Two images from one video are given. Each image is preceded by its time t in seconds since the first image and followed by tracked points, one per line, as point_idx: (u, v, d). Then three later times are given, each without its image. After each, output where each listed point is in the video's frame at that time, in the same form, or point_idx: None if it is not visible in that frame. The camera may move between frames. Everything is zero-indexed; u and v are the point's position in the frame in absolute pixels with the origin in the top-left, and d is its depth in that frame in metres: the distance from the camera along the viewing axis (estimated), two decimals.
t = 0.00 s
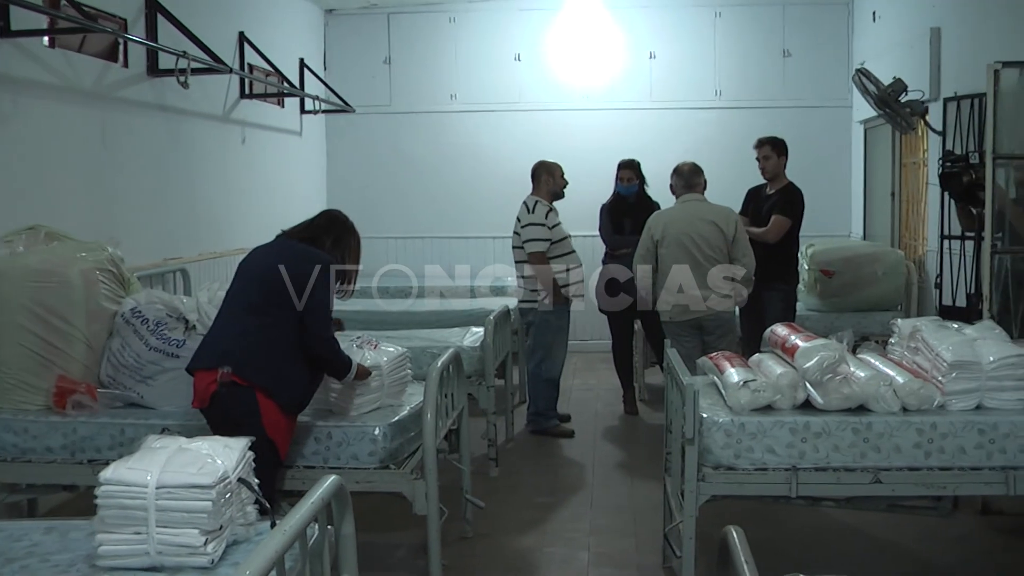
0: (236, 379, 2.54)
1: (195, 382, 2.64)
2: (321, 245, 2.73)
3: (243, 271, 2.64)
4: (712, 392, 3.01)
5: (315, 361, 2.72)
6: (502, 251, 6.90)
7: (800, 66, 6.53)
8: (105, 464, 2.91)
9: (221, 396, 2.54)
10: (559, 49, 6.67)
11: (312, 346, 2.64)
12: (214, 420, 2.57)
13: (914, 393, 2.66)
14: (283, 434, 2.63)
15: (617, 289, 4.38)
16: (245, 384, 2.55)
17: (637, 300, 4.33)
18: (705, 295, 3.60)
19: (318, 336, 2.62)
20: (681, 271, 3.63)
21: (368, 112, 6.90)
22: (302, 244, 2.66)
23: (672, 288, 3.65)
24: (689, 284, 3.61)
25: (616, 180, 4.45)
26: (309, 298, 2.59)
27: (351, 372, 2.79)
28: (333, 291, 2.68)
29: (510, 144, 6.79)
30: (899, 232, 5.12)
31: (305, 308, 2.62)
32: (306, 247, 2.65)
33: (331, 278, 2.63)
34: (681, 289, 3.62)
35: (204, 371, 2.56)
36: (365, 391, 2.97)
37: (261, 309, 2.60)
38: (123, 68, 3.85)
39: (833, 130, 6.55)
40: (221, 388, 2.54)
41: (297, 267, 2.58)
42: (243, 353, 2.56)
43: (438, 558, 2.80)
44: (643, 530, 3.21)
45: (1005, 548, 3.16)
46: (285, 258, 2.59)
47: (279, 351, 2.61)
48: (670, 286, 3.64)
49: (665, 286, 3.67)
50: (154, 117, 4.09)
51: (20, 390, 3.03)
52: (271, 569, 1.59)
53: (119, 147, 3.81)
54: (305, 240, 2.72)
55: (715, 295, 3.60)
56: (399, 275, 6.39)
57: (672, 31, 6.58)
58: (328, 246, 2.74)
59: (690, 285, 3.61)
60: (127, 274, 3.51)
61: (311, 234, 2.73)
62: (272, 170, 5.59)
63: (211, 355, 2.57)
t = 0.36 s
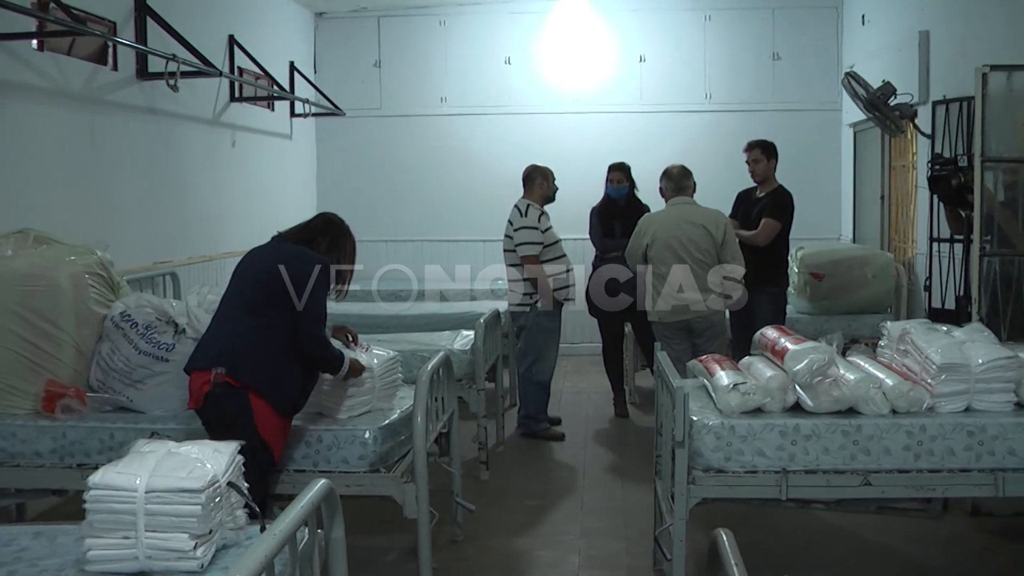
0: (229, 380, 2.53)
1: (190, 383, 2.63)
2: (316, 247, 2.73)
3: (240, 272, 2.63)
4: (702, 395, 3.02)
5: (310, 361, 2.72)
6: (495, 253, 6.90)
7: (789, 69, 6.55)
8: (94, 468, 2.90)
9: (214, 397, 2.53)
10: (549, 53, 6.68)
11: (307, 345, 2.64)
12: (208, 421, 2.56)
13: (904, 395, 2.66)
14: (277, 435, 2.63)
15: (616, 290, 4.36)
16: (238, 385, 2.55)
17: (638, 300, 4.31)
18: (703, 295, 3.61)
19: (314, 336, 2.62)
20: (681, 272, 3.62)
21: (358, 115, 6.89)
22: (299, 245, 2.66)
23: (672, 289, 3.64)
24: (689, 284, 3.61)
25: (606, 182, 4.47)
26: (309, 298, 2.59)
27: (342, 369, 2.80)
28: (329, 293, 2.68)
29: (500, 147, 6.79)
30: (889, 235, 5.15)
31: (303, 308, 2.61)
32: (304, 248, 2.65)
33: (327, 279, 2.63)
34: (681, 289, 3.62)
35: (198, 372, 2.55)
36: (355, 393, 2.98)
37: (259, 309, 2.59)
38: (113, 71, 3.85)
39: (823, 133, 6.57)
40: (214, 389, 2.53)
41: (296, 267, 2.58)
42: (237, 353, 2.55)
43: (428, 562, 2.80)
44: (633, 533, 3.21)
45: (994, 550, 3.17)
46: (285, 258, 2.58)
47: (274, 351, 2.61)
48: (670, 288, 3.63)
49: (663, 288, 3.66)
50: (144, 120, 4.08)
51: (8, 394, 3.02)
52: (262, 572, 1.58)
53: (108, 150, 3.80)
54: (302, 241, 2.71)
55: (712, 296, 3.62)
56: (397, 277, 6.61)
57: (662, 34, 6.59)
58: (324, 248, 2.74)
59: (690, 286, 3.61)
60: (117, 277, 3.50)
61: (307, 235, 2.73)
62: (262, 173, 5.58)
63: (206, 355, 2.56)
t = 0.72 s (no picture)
0: (222, 380, 2.53)
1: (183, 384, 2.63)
2: (310, 247, 2.72)
3: (233, 272, 2.63)
4: (694, 396, 3.02)
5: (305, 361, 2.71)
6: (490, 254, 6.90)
7: (781, 70, 6.56)
8: (85, 470, 2.90)
9: (206, 397, 2.53)
10: (541, 54, 6.68)
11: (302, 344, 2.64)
12: (200, 421, 2.56)
13: (895, 395, 2.66)
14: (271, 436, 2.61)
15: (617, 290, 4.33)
16: (230, 385, 2.54)
17: (637, 300, 4.28)
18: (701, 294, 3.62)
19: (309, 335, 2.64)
20: (680, 270, 3.63)
21: (351, 117, 6.89)
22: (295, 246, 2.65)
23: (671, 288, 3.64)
24: (688, 283, 3.62)
25: (600, 178, 4.45)
26: (308, 299, 2.59)
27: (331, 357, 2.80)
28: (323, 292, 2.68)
29: (493, 148, 6.79)
30: (881, 236, 5.16)
31: (302, 307, 2.61)
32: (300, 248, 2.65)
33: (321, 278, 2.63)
34: (680, 288, 3.62)
35: (191, 372, 2.56)
36: (346, 394, 2.96)
37: (254, 309, 2.59)
38: (105, 72, 3.84)
39: (815, 134, 6.58)
40: (206, 389, 2.53)
41: (292, 267, 2.58)
42: (231, 354, 2.55)
43: (419, 563, 2.80)
44: (625, 534, 3.21)
45: (986, 549, 3.18)
46: (284, 258, 2.58)
47: (268, 351, 2.60)
48: (670, 286, 3.63)
49: (661, 286, 3.65)
50: (136, 120, 4.07)
51: None
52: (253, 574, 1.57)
53: (100, 150, 3.80)
54: (295, 241, 2.71)
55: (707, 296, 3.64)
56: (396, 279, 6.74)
57: (654, 35, 6.60)
58: (318, 247, 2.73)
59: (689, 284, 3.62)
60: (108, 278, 3.50)
61: (300, 235, 2.73)
62: (254, 174, 5.57)
63: (200, 355, 2.57)
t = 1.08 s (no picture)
0: (210, 389, 2.53)
1: (170, 390, 2.63)
2: (297, 249, 2.71)
3: (219, 277, 2.62)
4: (684, 400, 3.01)
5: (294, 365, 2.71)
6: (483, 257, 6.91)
7: (771, 74, 6.57)
8: (74, 476, 2.89)
9: (194, 404, 2.53)
10: (532, 58, 6.68)
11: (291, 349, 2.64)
12: (188, 429, 2.55)
13: (885, 398, 2.66)
14: (260, 442, 2.62)
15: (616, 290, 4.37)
16: (218, 392, 2.54)
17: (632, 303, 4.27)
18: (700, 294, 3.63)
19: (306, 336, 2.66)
20: (679, 271, 3.63)
21: (342, 121, 6.88)
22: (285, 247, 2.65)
23: (670, 289, 3.64)
24: (687, 284, 3.62)
25: (591, 182, 4.49)
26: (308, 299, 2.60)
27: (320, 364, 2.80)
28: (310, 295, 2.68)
29: (485, 152, 6.79)
30: (871, 239, 5.18)
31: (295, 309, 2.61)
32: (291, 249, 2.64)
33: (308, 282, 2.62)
34: (680, 289, 3.62)
35: (178, 379, 2.56)
36: (337, 399, 2.95)
37: (241, 315, 2.58)
38: (94, 76, 3.83)
39: (805, 137, 6.60)
40: (194, 397, 2.52)
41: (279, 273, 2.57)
42: (220, 360, 2.55)
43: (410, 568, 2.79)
44: (616, 538, 3.21)
45: (977, 551, 3.19)
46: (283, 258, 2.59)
47: (257, 357, 2.59)
48: (669, 287, 3.63)
49: (660, 288, 3.64)
50: (125, 124, 4.06)
51: None
52: None
53: (89, 155, 3.79)
54: (280, 244, 2.70)
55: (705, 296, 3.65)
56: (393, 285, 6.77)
57: (644, 39, 6.61)
58: (304, 249, 2.72)
59: (689, 285, 3.62)
60: (97, 283, 3.49)
61: (287, 237, 2.71)
62: (244, 179, 5.56)
63: (186, 362, 2.56)
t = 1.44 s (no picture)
0: (192, 393, 2.51)
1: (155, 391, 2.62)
2: (283, 250, 2.70)
3: (204, 280, 2.61)
4: (674, 401, 3.01)
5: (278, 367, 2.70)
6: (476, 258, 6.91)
7: (760, 76, 6.59)
8: (62, 479, 2.87)
9: (177, 408, 2.52)
10: (521, 60, 6.69)
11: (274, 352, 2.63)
12: (172, 432, 2.55)
13: (874, 399, 2.66)
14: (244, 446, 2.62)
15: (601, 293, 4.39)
16: (201, 397, 2.53)
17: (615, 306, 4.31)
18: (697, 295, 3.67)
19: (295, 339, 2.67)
20: (681, 271, 3.64)
21: (331, 122, 6.88)
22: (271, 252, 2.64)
23: (671, 289, 3.64)
24: (688, 284, 3.64)
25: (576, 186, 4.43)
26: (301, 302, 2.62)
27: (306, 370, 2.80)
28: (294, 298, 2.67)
29: (475, 153, 6.79)
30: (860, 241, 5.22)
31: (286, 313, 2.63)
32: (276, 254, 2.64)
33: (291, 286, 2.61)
34: (681, 289, 3.63)
35: (161, 382, 2.54)
36: (325, 402, 2.94)
37: (224, 318, 2.57)
38: (82, 78, 3.82)
39: (794, 138, 6.62)
40: (177, 401, 2.51)
41: (262, 277, 2.56)
42: (204, 365, 2.54)
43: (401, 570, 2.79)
44: (607, 539, 3.21)
45: (965, 551, 3.20)
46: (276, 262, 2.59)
47: (242, 361, 2.60)
48: (671, 287, 3.63)
49: (662, 288, 3.64)
50: (114, 127, 4.05)
51: None
52: None
53: (77, 157, 3.78)
54: (266, 245, 2.68)
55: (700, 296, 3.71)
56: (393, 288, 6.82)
57: (633, 41, 6.61)
58: (291, 250, 2.70)
59: (689, 285, 3.65)
60: (86, 285, 3.48)
61: (273, 238, 2.69)
62: (232, 180, 5.55)
63: (170, 365, 2.55)
